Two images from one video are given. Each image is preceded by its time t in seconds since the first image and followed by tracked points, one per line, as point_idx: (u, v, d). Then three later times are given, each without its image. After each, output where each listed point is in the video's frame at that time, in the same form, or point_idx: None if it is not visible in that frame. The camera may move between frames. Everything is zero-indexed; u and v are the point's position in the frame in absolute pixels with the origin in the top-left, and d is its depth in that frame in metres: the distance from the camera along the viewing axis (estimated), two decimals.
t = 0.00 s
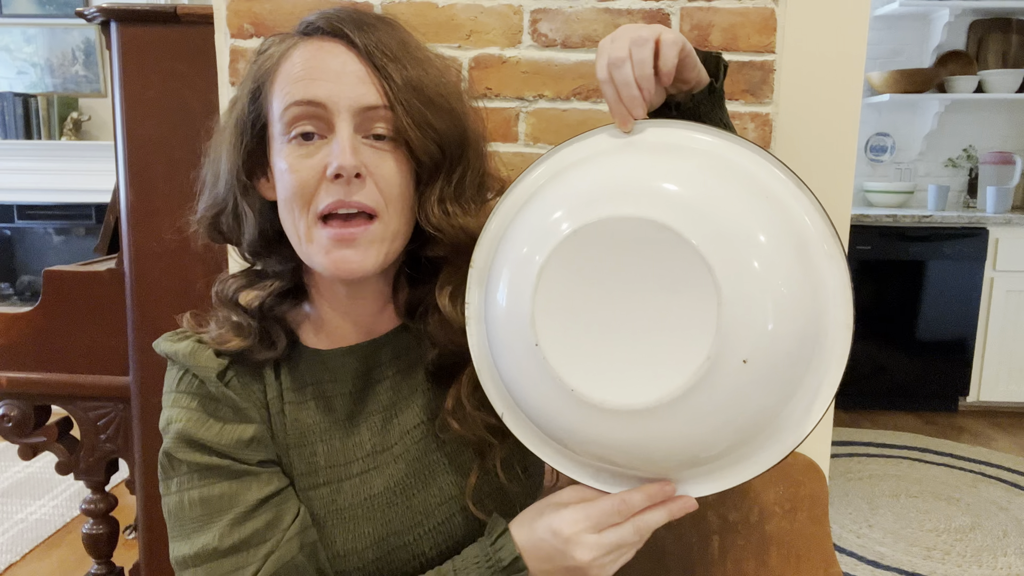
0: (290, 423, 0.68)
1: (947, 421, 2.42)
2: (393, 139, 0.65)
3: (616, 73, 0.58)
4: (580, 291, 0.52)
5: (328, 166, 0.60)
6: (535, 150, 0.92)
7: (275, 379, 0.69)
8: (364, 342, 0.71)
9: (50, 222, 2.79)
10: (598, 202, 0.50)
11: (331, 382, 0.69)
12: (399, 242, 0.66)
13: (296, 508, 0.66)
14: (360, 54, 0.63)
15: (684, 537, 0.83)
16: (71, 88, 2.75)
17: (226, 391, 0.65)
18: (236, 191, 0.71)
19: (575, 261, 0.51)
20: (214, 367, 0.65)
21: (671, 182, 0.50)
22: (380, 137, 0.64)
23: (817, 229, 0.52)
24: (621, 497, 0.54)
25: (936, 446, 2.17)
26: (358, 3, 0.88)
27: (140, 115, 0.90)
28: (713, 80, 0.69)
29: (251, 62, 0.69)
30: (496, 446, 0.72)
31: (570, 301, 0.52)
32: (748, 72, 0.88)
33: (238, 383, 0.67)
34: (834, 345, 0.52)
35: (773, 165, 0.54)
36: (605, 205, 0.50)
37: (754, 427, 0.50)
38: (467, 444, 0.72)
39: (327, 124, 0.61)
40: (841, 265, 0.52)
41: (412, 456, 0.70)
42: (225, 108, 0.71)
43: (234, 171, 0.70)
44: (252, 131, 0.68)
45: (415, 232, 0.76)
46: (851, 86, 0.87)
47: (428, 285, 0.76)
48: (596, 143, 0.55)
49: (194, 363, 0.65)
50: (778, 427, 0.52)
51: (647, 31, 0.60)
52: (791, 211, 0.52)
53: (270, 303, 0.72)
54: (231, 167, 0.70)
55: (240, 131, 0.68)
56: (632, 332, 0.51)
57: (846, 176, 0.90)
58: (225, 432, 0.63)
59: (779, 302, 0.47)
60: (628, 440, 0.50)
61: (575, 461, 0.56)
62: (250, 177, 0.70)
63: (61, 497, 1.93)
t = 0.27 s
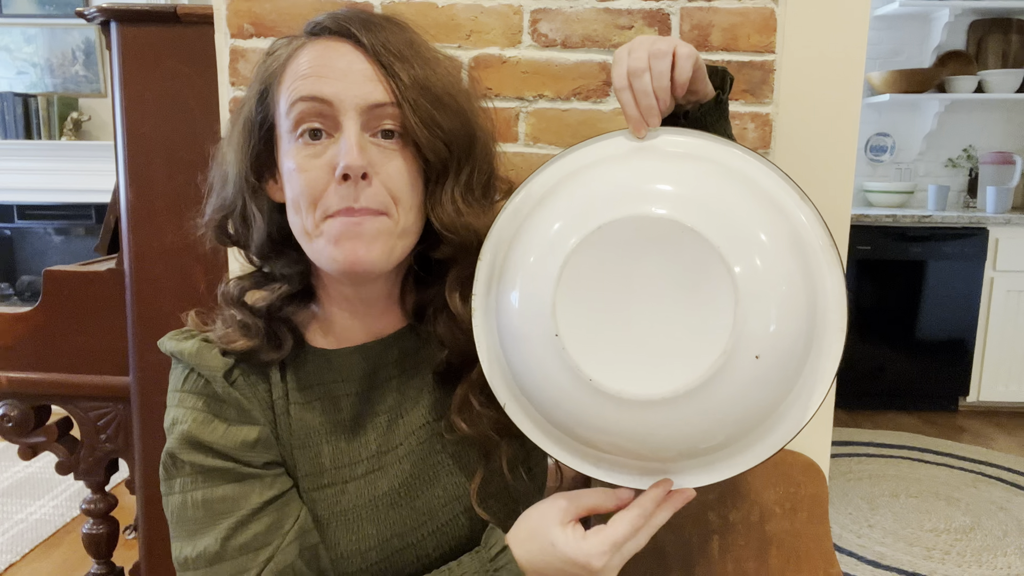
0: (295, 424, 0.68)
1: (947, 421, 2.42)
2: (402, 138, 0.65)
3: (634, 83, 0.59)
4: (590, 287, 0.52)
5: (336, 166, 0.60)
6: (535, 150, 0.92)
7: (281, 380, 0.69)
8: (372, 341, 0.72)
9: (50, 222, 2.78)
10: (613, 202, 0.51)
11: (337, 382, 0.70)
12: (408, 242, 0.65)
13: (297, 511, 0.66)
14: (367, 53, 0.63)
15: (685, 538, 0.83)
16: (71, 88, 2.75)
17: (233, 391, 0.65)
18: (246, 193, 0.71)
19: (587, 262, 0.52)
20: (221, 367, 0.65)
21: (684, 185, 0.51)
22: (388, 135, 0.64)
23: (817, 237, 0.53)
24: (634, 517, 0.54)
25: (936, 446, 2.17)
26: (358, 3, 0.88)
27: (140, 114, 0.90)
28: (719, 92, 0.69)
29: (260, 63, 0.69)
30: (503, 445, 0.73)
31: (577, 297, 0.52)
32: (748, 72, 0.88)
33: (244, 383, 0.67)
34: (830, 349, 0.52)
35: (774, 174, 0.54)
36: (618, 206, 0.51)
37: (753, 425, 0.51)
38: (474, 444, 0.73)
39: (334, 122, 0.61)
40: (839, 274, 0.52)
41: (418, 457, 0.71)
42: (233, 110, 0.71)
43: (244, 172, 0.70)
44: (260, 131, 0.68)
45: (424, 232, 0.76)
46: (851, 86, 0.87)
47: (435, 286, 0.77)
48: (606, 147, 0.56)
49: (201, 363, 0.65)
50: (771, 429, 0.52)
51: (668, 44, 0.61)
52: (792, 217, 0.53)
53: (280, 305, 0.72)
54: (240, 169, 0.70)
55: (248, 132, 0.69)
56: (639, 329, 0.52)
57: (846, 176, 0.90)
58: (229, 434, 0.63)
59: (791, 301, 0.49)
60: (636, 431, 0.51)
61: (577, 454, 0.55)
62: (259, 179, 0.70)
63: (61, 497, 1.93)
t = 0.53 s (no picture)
0: (303, 427, 0.68)
1: (947, 421, 2.42)
2: (411, 149, 0.65)
3: (643, 97, 0.60)
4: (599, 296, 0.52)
5: (346, 178, 0.60)
6: (536, 150, 0.92)
7: (289, 382, 0.69)
8: (381, 344, 0.72)
9: (50, 222, 2.79)
10: (622, 214, 0.52)
11: (346, 384, 0.70)
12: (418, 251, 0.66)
13: (305, 513, 0.65)
14: (376, 62, 0.63)
15: (685, 539, 0.83)
16: (71, 88, 2.75)
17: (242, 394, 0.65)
18: (254, 203, 0.70)
19: (597, 274, 0.52)
20: (231, 369, 0.65)
21: (693, 197, 0.52)
22: (397, 145, 0.64)
23: (821, 250, 0.53)
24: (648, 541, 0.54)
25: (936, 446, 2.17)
26: (358, 3, 0.88)
27: (141, 115, 0.90)
28: (720, 105, 0.69)
29: (265, 71, 0.69)
30: (509, 447, 0.73)
31: (587, 306, 0.52)
32: (748, 72, 0.88)
33: (253, 384, 0.67)
34: (833, 362, 0.52)
35: (778, 188, 0.55)
36: (627, 217, 0.51)
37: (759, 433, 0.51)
38: (480, 446, 0.73)
39: (344, 134, 0.61)
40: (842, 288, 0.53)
41: (426, 458, 0.71)
42: (240, 117, 0.71)
43: (253, 181, 0.69)
44: (269, 141, 0.68)
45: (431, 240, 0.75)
46: (851, 86, 0.87)
47: (441, 293, 0.77)
48: (614, 160, 0.57)
49: (211, 364, 0.65)
50: (776, 437, 0.52)
51: (676, 61, 0.61)
52: (796, 229, 0.54)
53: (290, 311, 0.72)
54: (249, 178, 0.69)
55: (257, 142, 0.68)
56: (646, 339, 0.52)
57: (846, 177, 0.90)
58: (238, 436, 0.63)
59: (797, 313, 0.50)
60: (643, 439, 0.51)
61: (585, 461, 0.55)
62: (267, 188, 0.70)
63: (61, 497, 1.93)
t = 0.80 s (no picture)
0: (306, 425, 0.68)
1: (947, 421, 2.42)
2: (413, 145, 0.65)
3: (657, 94, 0.60)
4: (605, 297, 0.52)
5: (349, 174, 0.60)
6: (536, 149, 0.92)
7: (292, 380, 0.69)
8: (383, 344, 0.72)
9: (50, 222, 2.79)
10: (629, 214, 0.52)
11: (349, 383, 0.70)
12: (421, 247, 0.66)
13: (304, 513, 0.65)
14: (377, 59, 0.63)
15: (685, 538, 0.83)
16: (71, 88, 2.75)
17: (244, 392, 0.65)
18: (256, 200, 0.70)
19: (603, 274, 0.52)
20: (233, 367, 0.65)
21: (700, 198, 0.51)
22: (400, 141, 0.64)
23: (829, 252, 0.53)
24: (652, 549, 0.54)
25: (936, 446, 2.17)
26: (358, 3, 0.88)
27: (141, 114, 0.90)
28: (731, 105, 0.69)
29: (266, 69, 0.69)
30: (512, 447, 0.73)
31: (592, 306, 0.52)
32: (748, 72, 0.88)
33: (255, 383, 0.67)
34: (839, 366, 0.52)
35: (787, 190, 0.55)
36: (634, 218, 0.51)
37: (766, 435, 0.51)
38: (483, 446, 0.73)
39: (346, 130, 0.61)
40: (851, 291, 0.53)
41: (428, 457, 0.71)
42: (242, 114, 0.71)
43: (254, 176, 0.69)
44: (270, 138, 0.67)
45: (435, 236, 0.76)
46: (851, 86, 0.87)
47: (445, 289, 0.77)
48: (622, 160, 0.57)
49: (213, 362, 0.65)
50: (782, 441, 0.52)
51: (691, 59, 0.61)
52: (804, 231, 0.53)
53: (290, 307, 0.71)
54: (250, 175, 0.70)
55: (257, 139, 0.68)
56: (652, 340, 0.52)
57: (846, 176, 0.90)
58: (240, 434, 0.63)
59: (804, 316, 0.50)
60: (649, 440, 0.51)
61: (589, 461, 0.55)
62: (268, 185, 0.70)
63: (61, 497, 1.93)
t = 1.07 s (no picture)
0: (305, 426, 0.68)
1: (947, 421, 2.42)
2: (410, 140, 0.65)
3: (658, 100, 0.60)
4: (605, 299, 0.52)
5: (347, 170, 0.60)
6: (536, 149, 0.92)
7: (291, 381, 0.69)
8: (381, 343, 0.72)
9: (50, 222, 2.79)
10: (630, 217, 0.52)
11: (348, 383, 0.70)
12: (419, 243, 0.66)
13: (303, 514, 0.65)
14: (374, 56, 0.63)
15: (685, 539, 0.83)
16: (70, 88, 2.75)
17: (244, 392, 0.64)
18: (254, 197, 0.70)
19: (604, 277, 0.52)
20: (232, 366, 0.65)
21: (702, 202, 0.51)
22: (397, 137, 0.64)
23: (830, 258, 0.53)
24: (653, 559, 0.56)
25: (936, 446, 2.17)
26: (358, 3, 0.88)
27: (141, 114, 0.90)
28: (734, 107, 0.69)
29: (264, 67, 0.69)
30: (510, 447, 0.73)
31: (592, 308, 0.52)
32: (748, 72, 0.88)
33: (254, 382, 0.67)
34: (838, 372, 0.52)
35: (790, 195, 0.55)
36: (634, 221, 0.51)
37: (765, 439, 0.51)
38: (482, 446, 0.73)
39: (344, 126, 0.61)
40: (851, 297, 0.53)
41: (427, 458, 0.71)
42: (241, 112, 0.71)
43: (252, 175, 0.69)
44: (268, 137, 0.68)
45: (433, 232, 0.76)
46: (851, 86, 0.87)
47: (444, 286, 0.77)
48: (624, 163, 0.56)
49: (212, 361, 0.65)
50: (782, 445, 0.52)
51: (693, 63, 0.61)
52: (806, 236, 0.53)
53: (289, 305, 0.72)
54: (248, 174, 0.70)
55: (256, 137, 0.68)
56: (652, 344, 0.52)
57: (846, 176, 0.90)
58: (240, 435, 0.63)
59: (805, 321, 0.50)
60: (648, 444, 0.51)
61: (587, 465, 0.55)
62: (267, 183, 0.70)
63: (61, 497, 1.93)
